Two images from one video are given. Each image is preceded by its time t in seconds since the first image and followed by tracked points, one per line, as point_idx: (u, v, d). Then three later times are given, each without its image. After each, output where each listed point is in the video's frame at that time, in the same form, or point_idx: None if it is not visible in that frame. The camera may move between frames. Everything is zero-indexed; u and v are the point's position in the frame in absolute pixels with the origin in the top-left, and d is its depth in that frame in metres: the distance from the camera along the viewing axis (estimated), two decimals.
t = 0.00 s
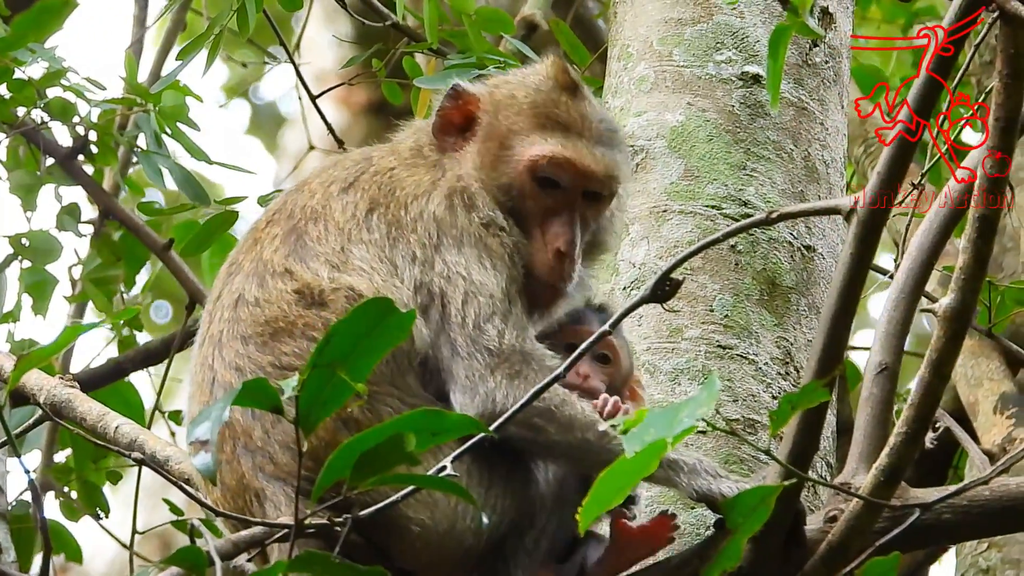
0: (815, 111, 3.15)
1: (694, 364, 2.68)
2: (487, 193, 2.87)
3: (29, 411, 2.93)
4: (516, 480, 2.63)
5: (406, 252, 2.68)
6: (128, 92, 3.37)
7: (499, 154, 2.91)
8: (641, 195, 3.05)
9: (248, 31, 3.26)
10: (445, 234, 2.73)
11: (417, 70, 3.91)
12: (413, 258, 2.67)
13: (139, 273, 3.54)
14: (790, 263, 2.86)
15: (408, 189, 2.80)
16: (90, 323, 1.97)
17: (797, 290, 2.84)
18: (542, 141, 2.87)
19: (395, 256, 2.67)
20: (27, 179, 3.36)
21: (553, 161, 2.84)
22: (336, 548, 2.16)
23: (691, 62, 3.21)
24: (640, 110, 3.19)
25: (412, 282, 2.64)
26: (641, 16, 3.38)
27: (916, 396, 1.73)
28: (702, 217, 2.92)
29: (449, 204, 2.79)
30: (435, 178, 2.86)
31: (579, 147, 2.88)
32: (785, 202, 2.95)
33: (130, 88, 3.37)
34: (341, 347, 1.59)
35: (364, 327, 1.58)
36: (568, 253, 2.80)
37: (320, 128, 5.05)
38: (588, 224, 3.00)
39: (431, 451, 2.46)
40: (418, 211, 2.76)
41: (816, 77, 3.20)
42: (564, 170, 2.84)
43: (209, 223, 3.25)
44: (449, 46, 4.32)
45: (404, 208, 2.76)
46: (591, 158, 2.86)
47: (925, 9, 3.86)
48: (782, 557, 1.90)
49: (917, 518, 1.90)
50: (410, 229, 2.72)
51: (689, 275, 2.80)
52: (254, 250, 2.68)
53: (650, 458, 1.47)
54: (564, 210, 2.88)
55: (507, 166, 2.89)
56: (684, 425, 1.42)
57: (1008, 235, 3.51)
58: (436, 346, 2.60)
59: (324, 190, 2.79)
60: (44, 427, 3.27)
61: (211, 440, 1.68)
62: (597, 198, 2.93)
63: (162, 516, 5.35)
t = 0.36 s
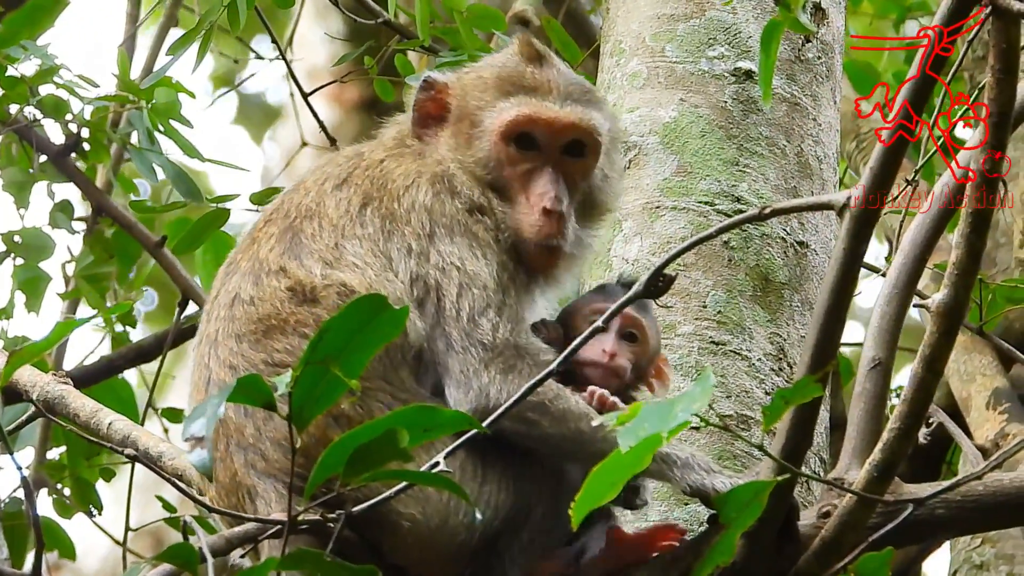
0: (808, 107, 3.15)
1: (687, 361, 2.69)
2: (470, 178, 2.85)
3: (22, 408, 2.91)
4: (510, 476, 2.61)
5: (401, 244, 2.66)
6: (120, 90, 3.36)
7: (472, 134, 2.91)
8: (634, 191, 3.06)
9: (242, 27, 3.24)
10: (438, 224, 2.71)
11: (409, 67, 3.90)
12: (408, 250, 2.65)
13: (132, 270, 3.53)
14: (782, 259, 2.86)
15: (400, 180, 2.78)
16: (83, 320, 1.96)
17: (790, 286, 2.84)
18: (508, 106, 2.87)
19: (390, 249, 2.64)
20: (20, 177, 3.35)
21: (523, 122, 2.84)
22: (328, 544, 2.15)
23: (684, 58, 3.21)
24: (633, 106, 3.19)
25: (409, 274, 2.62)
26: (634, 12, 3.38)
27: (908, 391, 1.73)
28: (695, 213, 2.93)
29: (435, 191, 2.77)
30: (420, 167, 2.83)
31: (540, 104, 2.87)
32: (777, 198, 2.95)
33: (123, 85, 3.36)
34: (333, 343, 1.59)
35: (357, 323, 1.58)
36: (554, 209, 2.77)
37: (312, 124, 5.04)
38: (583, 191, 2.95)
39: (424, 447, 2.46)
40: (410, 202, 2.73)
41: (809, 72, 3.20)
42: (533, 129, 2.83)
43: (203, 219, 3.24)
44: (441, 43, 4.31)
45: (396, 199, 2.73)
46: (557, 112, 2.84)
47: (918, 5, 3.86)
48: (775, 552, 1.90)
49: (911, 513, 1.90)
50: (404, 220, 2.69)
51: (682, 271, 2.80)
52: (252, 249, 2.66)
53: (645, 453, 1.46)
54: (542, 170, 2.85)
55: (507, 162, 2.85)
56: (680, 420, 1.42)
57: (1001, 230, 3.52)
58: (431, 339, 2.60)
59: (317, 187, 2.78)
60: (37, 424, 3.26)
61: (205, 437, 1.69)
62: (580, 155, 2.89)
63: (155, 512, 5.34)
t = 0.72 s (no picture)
0: (805, 110, 3.15)
1: (683, 363, 2.70)
2: (452, 168, 2.91)
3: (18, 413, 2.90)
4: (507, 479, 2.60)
5: (391, 248, 2.66)
6: (116, 93, 3.35)
7: (458, 135, 2.97)
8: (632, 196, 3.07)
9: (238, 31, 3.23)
10: (427, 224, 2.71)
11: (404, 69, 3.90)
12: (399, 254, 2.65)
13: (127, 274, 3.52)
14: (779, 262, 2.85)
15: (384, 186, 2.77)
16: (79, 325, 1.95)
17: (786, 289, 2.83)
18: (478, 95, 2.98)
19: (379, 254, 2.64)
20: (15, 180, 3.34)
21: (495, 107, 2.94)
22: (325, 547, 2.15)
23: (680, 62, 3.21)
24: (629, 110, 3.19)
25: (400, 279, 2.61)
26: (630, 15, 3.38)
27: (905, 396, 1.72)
28: (692, 216, 2.93)
29: (420, 191, 2.78)
30: (400, 169, 2.85)
31: (508, 88, 2.98)
32: (775, 201, 2.95)
33: (119, 89, 3.33)
34: (328, 347, 1.58)
35: (353, 327, 1.58)
36: (539, 184, 2.84)
37: (308, 127, 5.04)
38: (566, 169, 3.02)
39: (421, 450, 2.45)
40: (397, 207, 2.72)
41: (806, 76, 3.20)
42: (507, 112, 2.93)
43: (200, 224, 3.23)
44: (437, 46, 4.31)
45: (384, 205, 2.72)
46: (527, 93, 2.95)
47: (913, 8, 3.86)
48: (772, 554, 1.90)
49: (908, 517, 1.90)
50: (393, 226, 2.69)
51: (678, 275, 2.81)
52: (240, 262, 2.66)
53: (638, 457, 1.46)
54: (523, 150, 2.93)
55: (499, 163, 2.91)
56: (672, 424, 1.41)
57: (998, 233, 3.53)
58: (426, 341, 2.59)
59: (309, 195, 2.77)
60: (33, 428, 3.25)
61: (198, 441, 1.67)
62: (556, 133, 2.99)
63: (150, 516, 5.33)
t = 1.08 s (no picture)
0: (801, 114, 3.15)
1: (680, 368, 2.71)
2: (419, 168, 3.02)
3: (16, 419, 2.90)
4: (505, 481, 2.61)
5: (370, 259, 2.74)
6: (112, 100, 3.35)
7: (444, 149, 3.04)
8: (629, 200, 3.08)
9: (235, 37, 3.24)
10: (405, 229, 2.81)
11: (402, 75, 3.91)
12: (376, 264, 2.73)
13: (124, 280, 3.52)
14: (776, 267, 2.85)
15: (361, 198, 2.87)
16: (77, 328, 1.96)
17: (783, 294, 2.83)
18: (437, 92, 3.12)
19: (357, 266, 2.73)
20: (12, 186, 3.34)
21: (454, 100, 3.09)
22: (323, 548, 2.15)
23: (677, 67, 3.21)
24: (625, 115, 3.19)
25: (381, 288, 2.70)
26: (626, 20, 3.39)
27: (902, 395, 1.73)
28: (688, 221, 2.94)
29: (395, 197, 2.88)
30: (377, 180, 2.95)
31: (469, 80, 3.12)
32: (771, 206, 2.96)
33: (115, 95, 3.34)
34: (328, 346, 1.59)
35: (353, 328, 1.58)
36: (502, 163, 2.95)
37: (303, 133, 5.05)
38: (536, 150, 3.15)
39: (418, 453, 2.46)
40: (376, 215, 2.83)
41: (803, 80, 3.21)
42: (466, 103, 3.07)
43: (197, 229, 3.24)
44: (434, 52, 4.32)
45: (362, 215, 2.83)
46: (482, 82, 3.09)
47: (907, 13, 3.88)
48: (770, 554, 1.91)
49: (906, 517, 1.90)
50: (372, 234, 2.79)
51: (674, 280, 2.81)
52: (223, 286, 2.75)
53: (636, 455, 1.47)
54: (487, 136, 3.05)
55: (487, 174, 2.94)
56: (668, 422, 1.43)
57: (995, 238, 3.54)
58: (417, 347, 2.65)
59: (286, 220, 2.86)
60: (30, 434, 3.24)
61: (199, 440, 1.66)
62: (522, 118, 3.12)
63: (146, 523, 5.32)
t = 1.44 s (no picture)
0: (793, 122, 3.15)
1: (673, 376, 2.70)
2: (399, 172, 3.02)
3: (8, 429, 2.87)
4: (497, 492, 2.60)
5: (356, 269, 2.75)
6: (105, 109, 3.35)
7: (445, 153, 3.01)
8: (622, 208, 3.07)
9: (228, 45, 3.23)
10: (391, 236, 2.81)
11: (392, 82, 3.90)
12: (363, 274, 2.73)
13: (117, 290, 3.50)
14: (769, 275, 2.85)
15: (349, 205, 2.88)
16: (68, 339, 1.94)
17: (776, 302, 2.83)
18: (413, 93, 3.12)
19: (343, 275, 2.73)
20: (5, 195, 3.33)
21: (429, 102, 3.08)
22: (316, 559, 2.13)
23: (669, 75, 3.21)
24: (618, 123, 3.19)
25: (369, 297, 2.70)
26: (618, 29, 3.38)
27: (896, 405, 1.72)
28: (681, 230, 2.95)
29: (381, 204, 2.88)
30: (364, 188, 2.95)
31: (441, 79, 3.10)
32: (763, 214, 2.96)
33: (108, 104, 3.34)
34: (322, 357, 1.58)
35: (345, 339, 1.57)
36: (478, 162, 2.95)
37: (295, 141, 5.03)
38: (514, 144, 3.12)
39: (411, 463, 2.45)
40: (362, 221, 2.83)
41: (796, 89, 3.21)
42: (440, 104, 3.07)
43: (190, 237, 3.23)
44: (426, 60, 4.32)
45: (349, 221, 2.84)
46: (455, 80, 3.07)
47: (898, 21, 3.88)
48: (764, 564, 1.90)
49: (899, 527, 1.90)
50: (359, 243, 2.79)
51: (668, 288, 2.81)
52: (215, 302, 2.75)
53: (630, 469, 1.45)
54: (463, 135, 3.05)
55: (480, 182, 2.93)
56: (663, 438, 1.39)
57: (987, 245, 3.54)
58: (408, 358, 2.65)
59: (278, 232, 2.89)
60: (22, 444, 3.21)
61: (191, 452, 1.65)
62: (499, 113, 3.10)
63: (138, 531, 5.29)
